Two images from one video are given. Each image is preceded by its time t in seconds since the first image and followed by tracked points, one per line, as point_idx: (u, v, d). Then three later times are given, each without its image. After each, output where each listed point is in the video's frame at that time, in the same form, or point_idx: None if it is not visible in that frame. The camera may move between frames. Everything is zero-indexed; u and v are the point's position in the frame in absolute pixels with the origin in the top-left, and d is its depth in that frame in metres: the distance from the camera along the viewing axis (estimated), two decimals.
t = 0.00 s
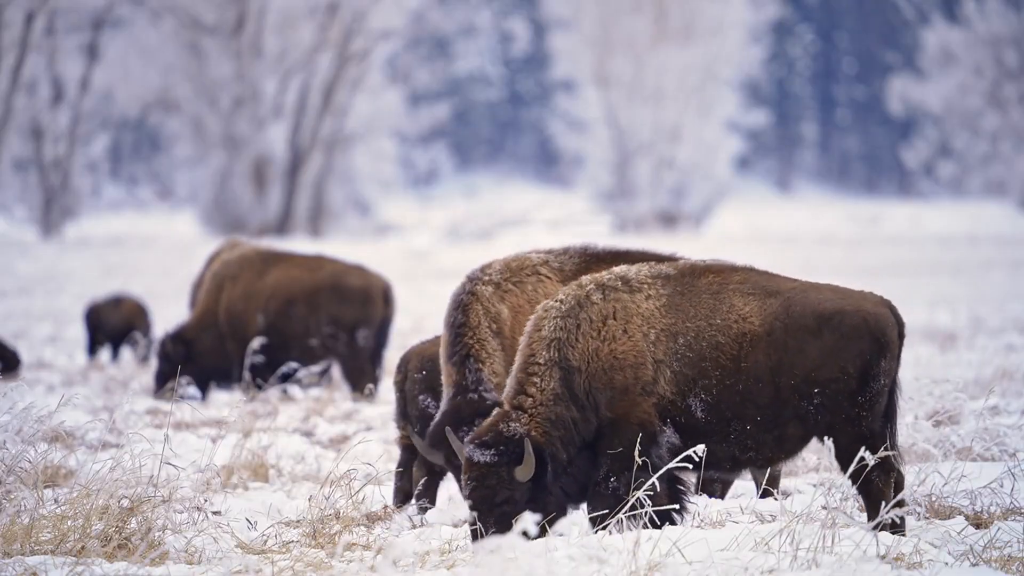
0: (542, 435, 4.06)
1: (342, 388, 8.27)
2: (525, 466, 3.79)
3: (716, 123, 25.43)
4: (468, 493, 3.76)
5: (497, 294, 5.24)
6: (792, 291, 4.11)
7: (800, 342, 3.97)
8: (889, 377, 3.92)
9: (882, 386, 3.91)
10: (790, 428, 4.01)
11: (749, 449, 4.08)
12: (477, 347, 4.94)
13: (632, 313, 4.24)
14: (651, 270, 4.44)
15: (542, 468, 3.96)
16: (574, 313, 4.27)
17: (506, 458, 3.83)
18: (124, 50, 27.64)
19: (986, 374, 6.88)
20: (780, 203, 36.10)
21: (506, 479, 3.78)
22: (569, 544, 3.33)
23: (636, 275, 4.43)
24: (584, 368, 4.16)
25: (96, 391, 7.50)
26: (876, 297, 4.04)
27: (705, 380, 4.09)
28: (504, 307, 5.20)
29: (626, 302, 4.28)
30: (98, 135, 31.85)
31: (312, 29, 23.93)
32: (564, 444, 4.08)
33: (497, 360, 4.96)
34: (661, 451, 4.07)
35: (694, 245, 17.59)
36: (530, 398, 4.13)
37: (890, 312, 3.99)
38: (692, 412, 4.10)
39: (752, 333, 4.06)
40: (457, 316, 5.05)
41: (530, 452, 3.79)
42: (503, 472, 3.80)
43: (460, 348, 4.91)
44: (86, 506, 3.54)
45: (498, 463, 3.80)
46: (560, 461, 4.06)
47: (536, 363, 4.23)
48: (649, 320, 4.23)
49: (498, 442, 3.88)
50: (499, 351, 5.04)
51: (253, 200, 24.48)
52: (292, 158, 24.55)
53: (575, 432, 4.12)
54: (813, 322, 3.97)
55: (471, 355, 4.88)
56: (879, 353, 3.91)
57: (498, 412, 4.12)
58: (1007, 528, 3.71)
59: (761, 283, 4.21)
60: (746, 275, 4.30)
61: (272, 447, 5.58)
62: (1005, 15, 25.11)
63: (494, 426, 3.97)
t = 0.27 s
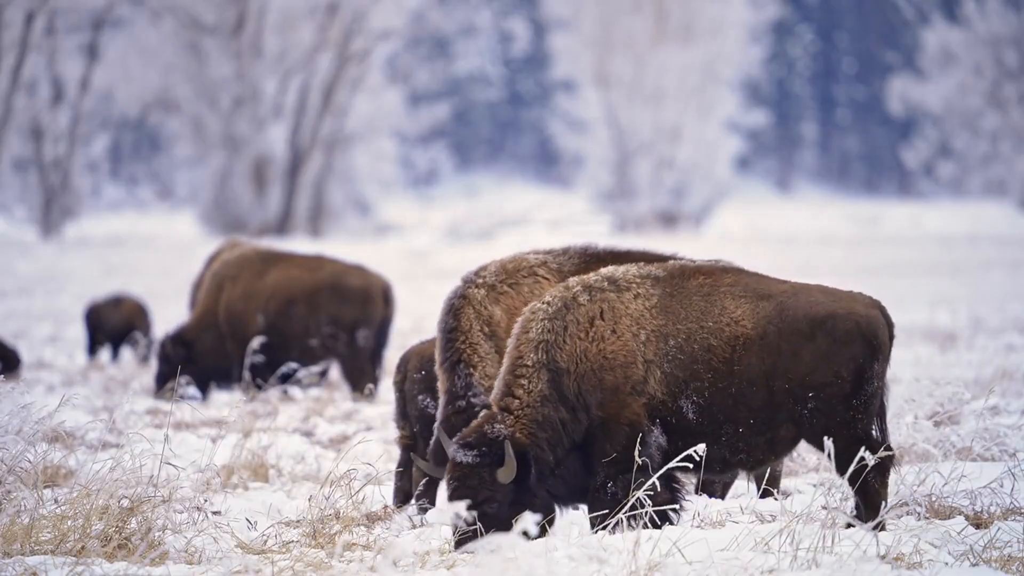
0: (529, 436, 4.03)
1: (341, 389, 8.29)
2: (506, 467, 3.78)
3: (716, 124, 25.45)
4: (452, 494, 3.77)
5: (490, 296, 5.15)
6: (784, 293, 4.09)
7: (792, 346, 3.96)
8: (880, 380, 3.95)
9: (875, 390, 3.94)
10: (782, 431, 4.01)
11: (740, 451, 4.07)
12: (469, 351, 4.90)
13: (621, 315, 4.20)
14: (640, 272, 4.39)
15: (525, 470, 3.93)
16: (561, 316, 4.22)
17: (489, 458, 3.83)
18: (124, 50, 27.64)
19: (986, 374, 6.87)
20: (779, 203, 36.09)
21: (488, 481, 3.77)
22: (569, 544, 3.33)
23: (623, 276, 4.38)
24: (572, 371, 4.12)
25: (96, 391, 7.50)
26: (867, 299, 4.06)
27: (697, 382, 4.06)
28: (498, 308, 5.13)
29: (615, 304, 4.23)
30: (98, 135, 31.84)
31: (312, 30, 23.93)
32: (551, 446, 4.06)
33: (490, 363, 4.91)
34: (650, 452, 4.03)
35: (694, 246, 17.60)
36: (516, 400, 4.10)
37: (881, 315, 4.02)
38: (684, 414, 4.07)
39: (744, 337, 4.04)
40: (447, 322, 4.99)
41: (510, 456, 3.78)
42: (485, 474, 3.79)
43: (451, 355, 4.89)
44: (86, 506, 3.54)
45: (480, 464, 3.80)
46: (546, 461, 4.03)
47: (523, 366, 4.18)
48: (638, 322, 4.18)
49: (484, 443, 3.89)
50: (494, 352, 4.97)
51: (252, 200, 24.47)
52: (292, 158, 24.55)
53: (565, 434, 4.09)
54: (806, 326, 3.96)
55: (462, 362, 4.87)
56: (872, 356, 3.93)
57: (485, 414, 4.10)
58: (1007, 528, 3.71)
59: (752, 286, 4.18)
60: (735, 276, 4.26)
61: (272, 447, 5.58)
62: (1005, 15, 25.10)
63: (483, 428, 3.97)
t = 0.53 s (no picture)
0: (507, 435, 4.00)
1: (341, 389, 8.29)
2: (478, 469, 3.71)
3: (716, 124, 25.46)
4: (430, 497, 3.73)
5: (495, 295, 5.11)
6: (773, 294, 4.11)
7: (782, 348, 3.98)
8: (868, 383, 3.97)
9: (864, 392, 3.95)
10: (773, 431, 4.05)
11: (730, 451, 4.10)
12: (472, 348, 4.87)
13: (609, 315, 4.19)
14: (628, 272, 4.38)
15: (498, 469, 3.86)
16: (549, 316, 4.20)
17: (461, 462, 3.76)
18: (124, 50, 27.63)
19: (986, 374, 6.87)
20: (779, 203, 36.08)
21: (463, 484, 3.72)
22: (568, 544, 3.33)
23: (611, 275, 4.38)
24: (559, 371, 4.09)
25: (96, 391, 7.49)
26: (853, 301, 4.07)
27: (687, 382, 4.07)
28: (502, 307, 5.10)
29: (604, 304, 4.22)
30: (98, 135, 31.83)
31: (312, 30, 23.94)
32: (535, 446, 4.02)
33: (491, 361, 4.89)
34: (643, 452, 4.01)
35: (694, 246, 17.61)
36: (500, 399, 4.06)
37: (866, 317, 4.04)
38: (674, 413, 4.08)
39: (735, 338, 4.06)
40: (451, 317, 4.96)
41: (480, 460, 3.70)
42: (458, 476, 3.74)
43: (450, 350, 4.86)
44: (86, 506, 3.54)
45: (453, 466, 3.75)
46: (526, 461, 3.99)
47: (509, 365, 4.15)
48: (626, 321, 4.18)
49: (458, 446, 3.83)
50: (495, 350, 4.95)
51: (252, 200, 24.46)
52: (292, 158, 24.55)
53: (552, 434, 4.06)
54: (795, 329, 3.98)
55: (461, 358, 4.83)
56: (860, 359, 3.94)
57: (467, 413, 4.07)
58: (1007, 528, 3.71)
59: (742, 287, 4.19)
60: (724, 277, 4.28)
61: (272, 447, 5.58)
62: (1004, 15, 25.09)
63: (461, 430, 3.92)
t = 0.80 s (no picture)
0: (478, 439, 3.86)
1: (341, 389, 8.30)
2: (445, 470, 3.58)
3: (716, 124, 25.47)
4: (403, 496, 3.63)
5: (503, 294, 5.00)
6: (756, 297, 4.04)
7: (766, 352, 3.91)
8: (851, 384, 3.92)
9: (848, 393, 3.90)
10: (758, 432, 3.98)
11: (716, 454, 4.02)
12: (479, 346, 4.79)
13: (589, 320, 4.08)
14: (607, 276, 4.28)
15: (466, 471, 3.72)
16: (526, 324, 4.09)
17: (429, 460, 3.66)
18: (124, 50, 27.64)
19: (985, 374, 6.88)
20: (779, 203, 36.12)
21: (431, 484, 3.61)
22: (568, 544, 3.32)
23: (592, 281, 4.27)
24: (537, 378, 3.98)
25: (96, 391, 7.49)
26: (827, 304, 4.03)
27: (674, 387, 3.99)
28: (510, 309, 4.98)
29: (583, 309, 4.12)
30: (98, 136, 31.83)
31: (312, 30, 23.96)
32: (508, 453, 3.89)
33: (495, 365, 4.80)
34: (630, 458, 3.93)
35: (694, 246, 17.62)
36: (475, 406, 3.94)
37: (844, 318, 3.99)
38: (660, 418, 3.99)
39: (723, 341, 3.98)
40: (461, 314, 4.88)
41: (445, 458, 3.57)
42: (427, 475, 3.63)
43: (461, 350, 4.78)
44: (86, 506, 3.54)
45: (423, 465, 3.64)
46: (501, 469, 3.84)
47: (486, 373, 4.02)
48: (606, 327, 4.07)
49: (427, 445, 3.72)
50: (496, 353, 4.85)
51: (252, 200, 24.46)
52: (292, 158, 24.57)
53: (530, 441, 3.94)
54: (778, 332, 3.91)
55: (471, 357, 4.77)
56: (842, 361, 3.89)
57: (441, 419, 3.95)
58: (1007, 528, 3.70)
59: (724, 289, 4.12)
60: (709, 279, 4.21)
61: (272, 447, 5.58)
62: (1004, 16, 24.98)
63: (429, 436, 3.79)
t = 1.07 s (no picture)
0: (452, 446, 3.83)
1: (341, 389, 8.30)
2: (421, 481, 3.51)
3: (716, 124, 25.48)
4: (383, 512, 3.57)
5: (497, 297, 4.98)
6: (732, 298, 4.06)
7: (743, 351, 3.92)
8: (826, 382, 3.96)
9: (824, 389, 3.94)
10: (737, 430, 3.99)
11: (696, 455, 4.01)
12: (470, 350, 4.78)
13: (566, 322, 4.07)
14: (583, 278, 4.28)
15: (442, 480, 3.66)
16: (502, 326, 4.09)
17: (405, 472, 3.60)
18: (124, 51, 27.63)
19: (985, 374, 6.88)
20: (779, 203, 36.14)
21: (409, 494, 3.55)
22: (568, 544, 3.32)
23: (568, 283, 4.26)
24: (514, 380, 3.97)
25: (96, 391, 7.49)
26: (797, 304, 4.08)
27: (653, 387, 3.98)
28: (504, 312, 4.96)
29: (559, 312, 4.11)
30: (98, 136, 31.83)
31: (312, 30, 23.97)
32: (483, 457, 3.86)
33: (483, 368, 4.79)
34: (615, 456, 3.87)
35: (694, 246, 17.61)
36: (450, 411, 3.93)
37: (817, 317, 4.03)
38: (640, 419, 3.98)
39: (702, 341, 3.98)
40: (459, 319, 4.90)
41: (421, 468, 3.50)
42: (404, 488, 3.57)
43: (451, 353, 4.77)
44: (85, 506, 3.54)
45: (400, 477, 3.59)
46: (477, 472, 3.81)
47: (463, 377, 4.02)
48: (583, 328, 4.06)
49: (401, 457, 3.67)
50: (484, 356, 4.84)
51: (252, 200, 24.46)
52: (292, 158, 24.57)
53: (506, 443, 3.92)
54: (757, 332, 3.93)
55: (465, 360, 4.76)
56: (816, 359, 3.93)
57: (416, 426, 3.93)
58: (1007, 527, 3.70)
59: (700, 292, 4.13)
60: (685, 281, 4.22)
61: (272, 447, 5.58)
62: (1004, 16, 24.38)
63: (404, 444, 3.76)
